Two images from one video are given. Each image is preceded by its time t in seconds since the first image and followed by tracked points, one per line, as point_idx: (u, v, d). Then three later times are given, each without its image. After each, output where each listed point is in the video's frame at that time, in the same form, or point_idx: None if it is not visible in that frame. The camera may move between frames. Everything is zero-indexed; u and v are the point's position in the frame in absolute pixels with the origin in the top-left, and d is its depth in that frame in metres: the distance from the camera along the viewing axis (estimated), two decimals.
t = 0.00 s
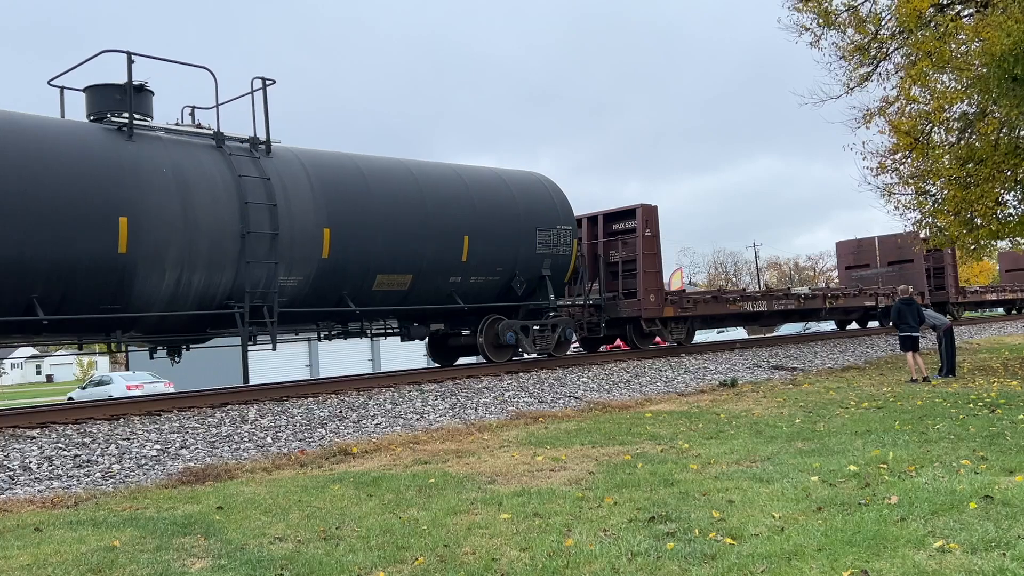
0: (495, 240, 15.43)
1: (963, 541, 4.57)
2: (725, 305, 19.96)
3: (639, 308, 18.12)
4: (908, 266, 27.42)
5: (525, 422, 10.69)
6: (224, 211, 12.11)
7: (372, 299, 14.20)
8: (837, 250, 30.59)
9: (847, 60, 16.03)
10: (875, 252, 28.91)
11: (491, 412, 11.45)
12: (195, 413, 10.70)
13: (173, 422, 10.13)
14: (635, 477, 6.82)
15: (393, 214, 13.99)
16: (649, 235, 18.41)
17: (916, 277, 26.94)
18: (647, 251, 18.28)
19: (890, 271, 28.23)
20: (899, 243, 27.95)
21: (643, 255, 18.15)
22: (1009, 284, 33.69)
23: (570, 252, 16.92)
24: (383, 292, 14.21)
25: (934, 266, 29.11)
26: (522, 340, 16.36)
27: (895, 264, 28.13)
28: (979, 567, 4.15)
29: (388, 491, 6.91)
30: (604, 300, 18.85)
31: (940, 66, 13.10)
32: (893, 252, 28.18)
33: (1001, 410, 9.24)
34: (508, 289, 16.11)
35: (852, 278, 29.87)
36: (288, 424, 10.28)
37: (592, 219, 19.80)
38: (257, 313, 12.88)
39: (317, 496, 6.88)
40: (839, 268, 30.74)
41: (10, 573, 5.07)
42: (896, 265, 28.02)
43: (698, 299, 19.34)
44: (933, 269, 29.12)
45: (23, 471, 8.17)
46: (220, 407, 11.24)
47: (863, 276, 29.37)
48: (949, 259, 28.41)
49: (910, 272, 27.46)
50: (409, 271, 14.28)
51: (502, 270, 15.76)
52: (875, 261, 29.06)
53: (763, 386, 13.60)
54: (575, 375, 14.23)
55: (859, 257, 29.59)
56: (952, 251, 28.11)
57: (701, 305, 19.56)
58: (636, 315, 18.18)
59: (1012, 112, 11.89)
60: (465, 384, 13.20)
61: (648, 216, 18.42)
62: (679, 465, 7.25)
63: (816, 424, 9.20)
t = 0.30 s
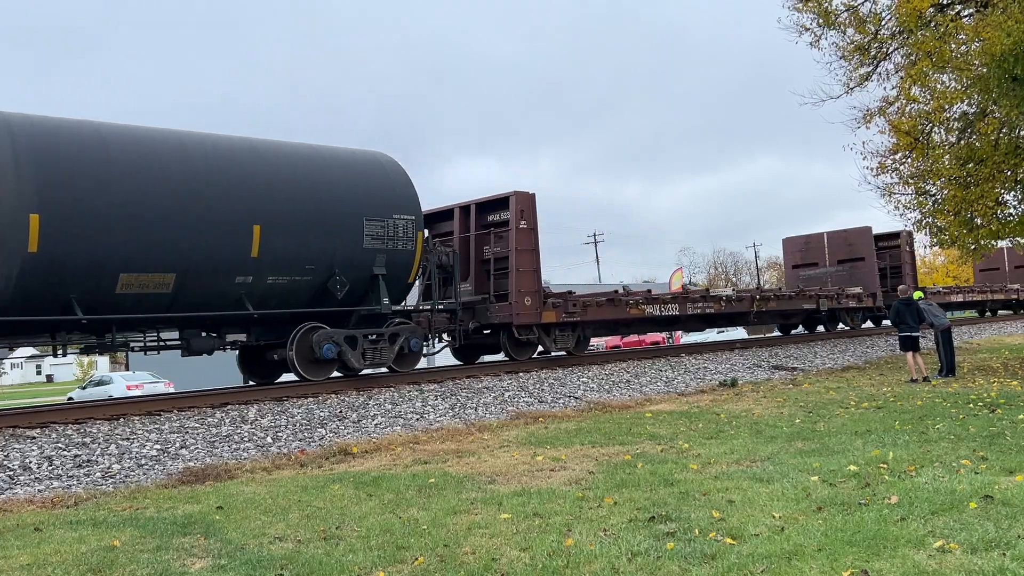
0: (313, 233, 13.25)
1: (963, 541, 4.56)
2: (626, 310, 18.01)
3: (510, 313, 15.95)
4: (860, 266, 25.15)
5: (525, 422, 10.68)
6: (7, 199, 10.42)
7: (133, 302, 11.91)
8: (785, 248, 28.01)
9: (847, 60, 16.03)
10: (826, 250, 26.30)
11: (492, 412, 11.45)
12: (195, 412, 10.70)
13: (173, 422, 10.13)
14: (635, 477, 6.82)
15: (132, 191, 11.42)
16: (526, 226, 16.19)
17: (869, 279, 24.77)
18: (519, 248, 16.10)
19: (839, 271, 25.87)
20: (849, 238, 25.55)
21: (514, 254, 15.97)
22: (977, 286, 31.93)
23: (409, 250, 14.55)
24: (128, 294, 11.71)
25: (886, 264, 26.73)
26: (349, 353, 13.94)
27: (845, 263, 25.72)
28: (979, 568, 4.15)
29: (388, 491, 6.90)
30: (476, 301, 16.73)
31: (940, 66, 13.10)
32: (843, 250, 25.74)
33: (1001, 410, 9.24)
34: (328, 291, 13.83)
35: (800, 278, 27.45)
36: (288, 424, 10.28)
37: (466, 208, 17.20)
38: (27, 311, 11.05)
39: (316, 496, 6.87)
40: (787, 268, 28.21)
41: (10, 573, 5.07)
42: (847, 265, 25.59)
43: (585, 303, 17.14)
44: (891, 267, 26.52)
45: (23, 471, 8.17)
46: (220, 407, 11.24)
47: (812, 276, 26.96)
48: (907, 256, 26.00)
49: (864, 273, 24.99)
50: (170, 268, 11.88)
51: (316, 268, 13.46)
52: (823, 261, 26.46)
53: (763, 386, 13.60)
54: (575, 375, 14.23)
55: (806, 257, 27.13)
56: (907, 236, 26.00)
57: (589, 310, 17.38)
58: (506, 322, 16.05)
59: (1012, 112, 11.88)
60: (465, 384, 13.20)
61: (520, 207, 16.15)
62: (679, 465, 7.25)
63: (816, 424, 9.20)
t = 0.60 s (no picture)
0: (43, 224, 10.48)
1: (964, 541, 4.56)
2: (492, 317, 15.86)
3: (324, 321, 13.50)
4: (800, 264, 23.24)
5: (525, 422, 10.69)
6: None
7: None
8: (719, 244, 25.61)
9: (847, 60, 16.04)
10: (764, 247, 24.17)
11: (492, 412, 11.45)
12: (195, 412, 10.70)
13: (173, 422, 10.14)
14: (635, 477, 6.82)
15: None
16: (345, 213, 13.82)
17: (810, 279, 23.00)
18: (339, 241, 13.67)
19: (778, 270, 23.85)
20: (789, 234, 23.56)
21: (332, 248, 13.56)
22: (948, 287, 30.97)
23: (168, 242, 11.58)
24: None
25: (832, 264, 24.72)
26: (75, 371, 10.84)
27: (785, 262, 23.70)
28: (979, 567, 4.15)
29: (388, 491, 6.91)
30: (288, 305, 14.39)
31: (940, 66, 13.10)
32: (782, 247, 23.71)
33: (1001, 410, 9.24)
34: (41, 297, 10.65)
35: (737, 278, 25.11)
36: (288, 424, 10.28)
37: (286, 193, 15.11)
38: None
39: (317, 496, 6.87)
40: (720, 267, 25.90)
41: (10, 573, 5.07)
42: (786, 263, 23.64)
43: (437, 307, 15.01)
44: (839, 266, 24.60)
45: (23, 471, 8.17)
46: (220, 407, 11.25)
47: (749, 276, 24.69)
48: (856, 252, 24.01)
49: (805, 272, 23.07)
50: None
51: (19, 265, 10.38)
52: (760, 259, 24.32)
53: (763, 386, 13.60)
54: (575, 375, 14.23)
55: (742, 255, 24.88)
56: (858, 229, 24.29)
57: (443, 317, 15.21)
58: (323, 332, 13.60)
59: (1012, 112, 11.87)
60: (465, 384, 13.21)
61: (342, 190, 13.84)
62: (679, 465, 7.25)
63: (816, 424, 9.20)
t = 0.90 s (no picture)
0: None
1: (963, 541, 4.56)
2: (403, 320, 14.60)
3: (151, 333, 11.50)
4: (724, 262, 21.21)
5: (525, 422, 10.68)
6: None
7: None
8: (639, 242, 23.46)
9: (847, 60, 16.05)
10: (686, 245, 22.09)
11: (492, 412, 11.45)
12: (195, 412, 10.70)
13: (173, 422, 10.14)
14: (635, 477, 6.82)
15: None
16: (77, 195, 10.78)
17: (733, 279, 21.09)
18: (58, 231, 10.52)
19: (702, 268, 21.75)
20: (713, 230, 21.59)
21: (50, 239, 10.38)
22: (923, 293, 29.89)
23: None
24: None
25: (767, 262, 23.04)
26: None
27: (707, 260, 21.69)
28: (979, 568, 4.15)
29: (388, 491, 6.91)
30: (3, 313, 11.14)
31: (940, 66, 13.10)
32: (705, 244, 21.66)
33: (1001, 410, 9.24)
34: None
35: (658, 277, 23.04)
36: (288, 424, 10.28)
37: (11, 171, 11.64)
38: None
39: (317, 496, 6.87)
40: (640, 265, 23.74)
41: (10, 573, 5.07)
42: (710, 261, 21.68)
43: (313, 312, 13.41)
44: (774, 265, 22.94)
45: (23, 471, 8.16)
46: (220, 407, 11.24)
47: (670, 276, 22.63)
48: (790, 251, 22.18)
49: (729, 271, 21.07)
50: None
51: None
52: (682, 256, 22.24)
53: (763, 386, 13.60)
54: (575, 375, 14.23)
55: (664, 252, 22.82)
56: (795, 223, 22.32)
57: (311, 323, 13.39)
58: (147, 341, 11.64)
59: (1012, 112, 11.86)
60: (465, 384, 13.20)
61: (65, 165, 10.69)
62: (679, 465, 7.25)
63: (816, 424, 9.20)
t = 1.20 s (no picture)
0: None
1: (963, 541, 4.56)
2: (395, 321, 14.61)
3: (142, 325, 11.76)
4: (626, 259, 18.80)
5: (525, 422, 10.68)
6: None
7: None
8: (539, 238, 21.09)
9: (847, 60, 16.06)
10: (586, 240, 19.65)
11: (491, 412, 11.45)
12: (195, 412, 10.70)
13: (173, 422, 10.14)
14: (635, 477, 6.82)
15: None
16: None
17: (638, 278, 18.63)
18: None
19: (603, 267, 19.36)
20: (615, 222, 19.08)
21: None
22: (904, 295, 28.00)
23: None
24: None
25: (684, 260, 20.29)
26: None
27: (610, 257, 19.30)
28: (979, 568, 4.15)
29: (388, 491, 6.91)
30: None
31: (940, 66, 13.11)
32: (606, 239, 19.19)
33: (1001, 410, 9.24)
34: None
35: (559, 277, 20.48)
36: (287, 424, 10.28)
37: None
38: None
39: (317, 496, 6.88)
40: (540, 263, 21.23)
41: (10, 573, 5.07)
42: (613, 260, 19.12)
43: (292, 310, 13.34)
44: (692, 263, 20.27)
45: (23, 471, 8.17)
46: (220, 407, 11.24)
47: (573, 275, 20.15)
48: (710, 247, 19.55)
49: (628, 269, 18.72)
50: None
51: None
52: (585, 253, 19.71)
53: (763, 386, 13.60)
54: (575, 375, 14.24)
55: (567, 248, 20.24)
56: (715, 215, 19.79)
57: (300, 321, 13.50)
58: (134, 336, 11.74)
59: (1012, 112, 11.84)
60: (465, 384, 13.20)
61: None
62: (679, 465, 7.25)
63: (816, 424, 9.20)
